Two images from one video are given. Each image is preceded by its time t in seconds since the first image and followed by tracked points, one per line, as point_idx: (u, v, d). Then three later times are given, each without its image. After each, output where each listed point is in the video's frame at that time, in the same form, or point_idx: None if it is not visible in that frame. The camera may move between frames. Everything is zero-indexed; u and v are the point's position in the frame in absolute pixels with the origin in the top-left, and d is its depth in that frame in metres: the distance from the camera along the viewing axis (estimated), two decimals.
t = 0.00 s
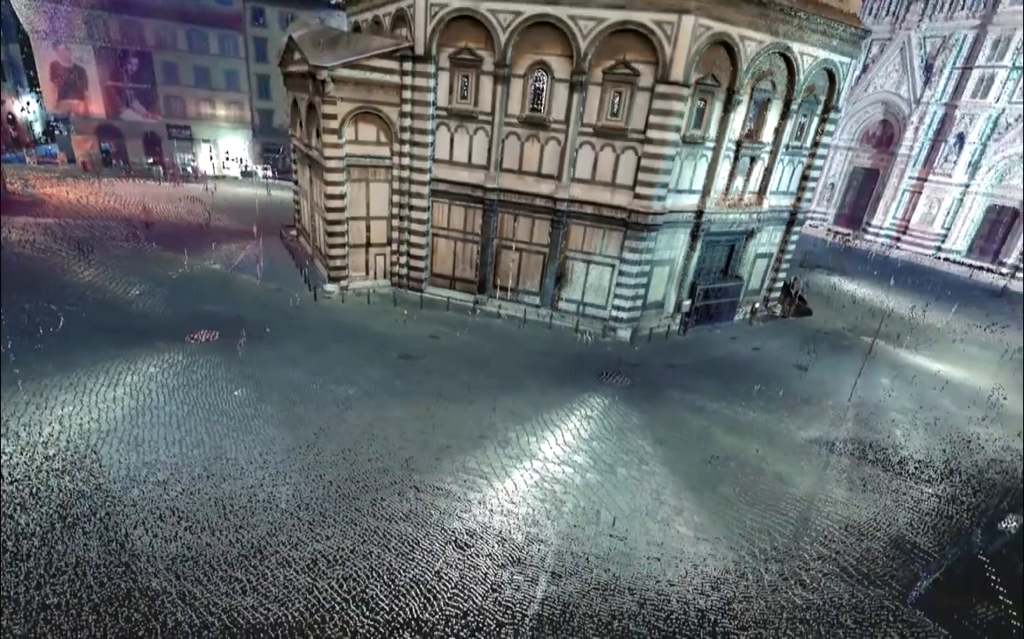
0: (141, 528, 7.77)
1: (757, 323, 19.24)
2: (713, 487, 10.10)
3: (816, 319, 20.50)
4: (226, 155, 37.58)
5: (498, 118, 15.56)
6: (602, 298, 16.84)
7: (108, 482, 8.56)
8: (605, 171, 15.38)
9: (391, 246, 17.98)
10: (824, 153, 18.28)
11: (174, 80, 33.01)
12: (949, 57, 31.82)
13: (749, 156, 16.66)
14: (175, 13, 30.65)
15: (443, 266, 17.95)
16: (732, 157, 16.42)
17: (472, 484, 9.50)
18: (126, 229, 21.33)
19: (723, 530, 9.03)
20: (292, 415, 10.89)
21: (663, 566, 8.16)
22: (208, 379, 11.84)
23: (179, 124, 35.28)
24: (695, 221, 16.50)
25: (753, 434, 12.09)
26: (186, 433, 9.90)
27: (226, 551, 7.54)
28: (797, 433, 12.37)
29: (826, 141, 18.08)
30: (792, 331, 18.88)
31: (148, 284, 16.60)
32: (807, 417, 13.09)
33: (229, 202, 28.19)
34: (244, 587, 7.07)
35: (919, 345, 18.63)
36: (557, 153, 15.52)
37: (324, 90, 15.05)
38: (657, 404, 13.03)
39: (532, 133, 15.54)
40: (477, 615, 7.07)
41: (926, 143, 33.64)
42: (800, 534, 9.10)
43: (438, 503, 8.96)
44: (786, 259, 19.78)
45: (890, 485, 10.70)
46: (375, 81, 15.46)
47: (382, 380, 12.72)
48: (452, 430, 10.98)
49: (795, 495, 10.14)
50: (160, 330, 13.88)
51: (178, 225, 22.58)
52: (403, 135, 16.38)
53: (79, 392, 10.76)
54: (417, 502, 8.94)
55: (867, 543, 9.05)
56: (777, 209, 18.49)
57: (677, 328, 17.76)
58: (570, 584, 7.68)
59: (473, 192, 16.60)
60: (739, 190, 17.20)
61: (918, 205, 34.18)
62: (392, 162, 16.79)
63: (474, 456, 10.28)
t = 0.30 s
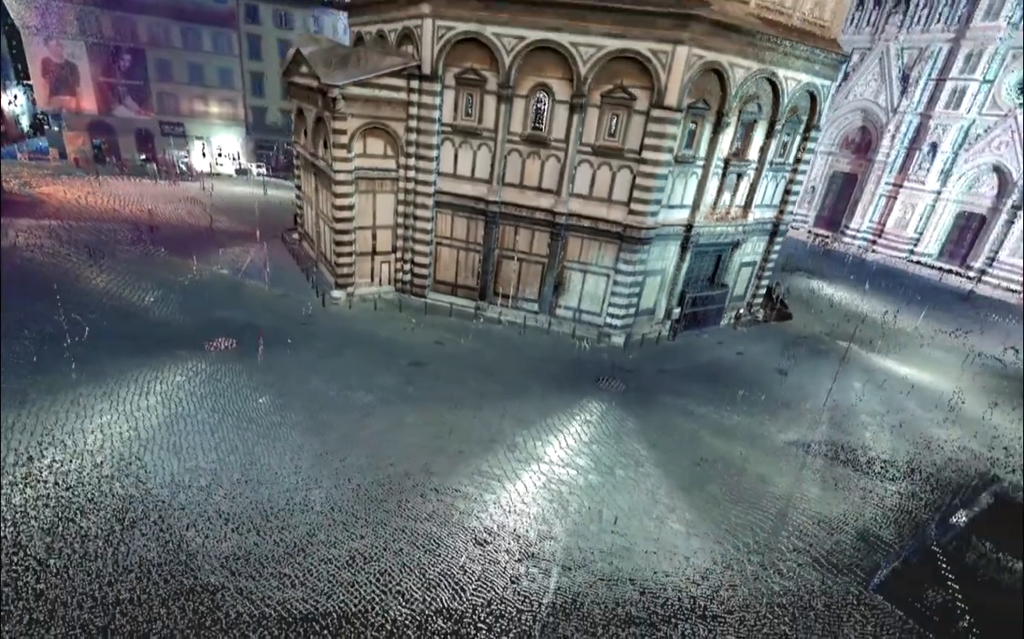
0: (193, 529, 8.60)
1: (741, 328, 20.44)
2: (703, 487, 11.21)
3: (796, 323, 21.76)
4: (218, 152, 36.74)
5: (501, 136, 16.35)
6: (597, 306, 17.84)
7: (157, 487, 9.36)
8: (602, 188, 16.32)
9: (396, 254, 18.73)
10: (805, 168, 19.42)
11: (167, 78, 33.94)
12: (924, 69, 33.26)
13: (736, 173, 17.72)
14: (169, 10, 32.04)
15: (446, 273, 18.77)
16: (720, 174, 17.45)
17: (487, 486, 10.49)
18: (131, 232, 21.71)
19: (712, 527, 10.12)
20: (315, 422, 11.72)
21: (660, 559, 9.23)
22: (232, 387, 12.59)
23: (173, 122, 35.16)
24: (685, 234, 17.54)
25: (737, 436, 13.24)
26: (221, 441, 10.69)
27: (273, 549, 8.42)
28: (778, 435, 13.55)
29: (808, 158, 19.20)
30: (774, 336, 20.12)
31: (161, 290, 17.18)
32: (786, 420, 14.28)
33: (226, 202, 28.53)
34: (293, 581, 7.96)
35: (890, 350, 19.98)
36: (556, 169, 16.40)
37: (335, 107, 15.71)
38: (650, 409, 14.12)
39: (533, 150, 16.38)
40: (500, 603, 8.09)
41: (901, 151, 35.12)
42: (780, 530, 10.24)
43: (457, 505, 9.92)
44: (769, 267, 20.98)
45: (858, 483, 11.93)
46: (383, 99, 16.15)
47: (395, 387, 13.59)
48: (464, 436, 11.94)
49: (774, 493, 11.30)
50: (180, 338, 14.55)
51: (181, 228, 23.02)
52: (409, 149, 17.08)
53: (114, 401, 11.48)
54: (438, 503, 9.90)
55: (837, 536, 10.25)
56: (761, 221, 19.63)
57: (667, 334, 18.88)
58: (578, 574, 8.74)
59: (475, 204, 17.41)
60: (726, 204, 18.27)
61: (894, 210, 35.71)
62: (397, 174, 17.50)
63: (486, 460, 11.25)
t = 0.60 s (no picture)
0: (235, 530, 9.49)
1: (726, 333, 21.66)
2: (691, 487, 12.35)
3: (776, 328, 23.05)
4: (213, 153, 37.04)
5: (503, 153, 17.22)
6: (592, 313, 18.88)
7: (197, 491, 10.22)
8: (599, 204, 17.31)
9: (400, 262, 19.55)
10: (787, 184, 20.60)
11: (162, 76, 34.10)
12: (902, 80, 34.76)
13: (724, 189, 18.82)
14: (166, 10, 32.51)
15: (448, 281, 19.64)
16: (709, 190, 18.53)
17: (497, 488, 11.52)
18: (138, 237, 22.24)
19: (700, 523, 11.27)
20: (334, 428, 12.61)
21: (654, 552, 10.36)
22: (253, 395, 13.42)
23: (166, 120, 35.20)
24: (675, 246, 18.63)
25: (722, 439, 14.42)
26: (250, 447, 11.54)
27: (310, 547, 9.36)
28: (759, 437, 14.76)
29: (790, 174, 20.36)
30: (757, 341, 21.38)
31: (174, 298, 17.83)
32: (767, 423, 15.50)
33: (226, 204, 28.99)
34: (330, 576, 8.92)
35: (863, 354, 21.34)
36: (556, 186, 17.35)
37: (345, 125, 16.45)
38: (643, 413, 15.24)
39: (533, 167, 17.29)
40: (514, 593, 9.16)
41: (879, 158, 36.53)
42: (759, 525, 11.44)
43: (471, 506, 10.94)
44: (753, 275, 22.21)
45: (830, 482, 13.20)
46: (391, 116, 16.91)
47: (406, 394, 14.50)
48: (474, 441, 12.94)
49: (755, 492, 12.50)
50: (198, 345, 15.28)
51: (187, 233, 23.57)
52: (415, 163, 17.88)
53: (146, 409, 12.26)
54: (454, 504, 10.91)
55: (810, 530, 11.48)
56: (746, 233, 20.80)
57: (657, 340, 20.01)
58: (582, 567, 9.84)
59: (478, 217, 18.28)
60: (713, 218, 19.38)
61: (871, 215, 37.21)
62: (403, 187, 18.30)
63: (495, 464, 12.27)
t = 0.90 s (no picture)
0: (269, 530, 10.45)
1: (711, 339, 22.88)
2: (679, 486, 13.55)
3: (759, 333, 24.37)
4: (211, 153, 37.39)
5: (504, 169, 18.15)
6: (586, 321, 19.95)
7: (231, 494, 11.14)
8: (594, 218, 18.35)
9: (404, 271, 20.43)
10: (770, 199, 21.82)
11: (160, 77, 34.37)
12: (881, 92, 36.17)
13: (711, 204, 19.94)
14: (164, 11, 32.09)
15: (450, 289, 20.56)
16: (697, 206, 19.64)
17: (503, 490, 12.58)
18: (144, 242, 22.83)
19: (687, 521, 12.46)
20: (350, 435, 13.53)
21: (647, 548, 11.51)
22: (271, 402, 14.28)
23: (163, 121, 35.81)
24: (665, 258, 19.78)
25: (707, 442, 15.64)
26: (275, 452, 12.45)
27: (338, 545, 10.36)
28: (741, 440, 16.01)
29: (773, 189, 21.54)
30: (740, 346, 22.64)
31: (187, 305, 18.54)
32: (748, 426, 16.74)
33: (227, 207, 29.52)
34: (358, 571, 9.94)
35: (839, 359, 22.72)
36: (553, 201, 18.35)
37: (354, 142, 17.26)
38: (634, 417, 16.40)
39: (533, 183, 18.27)
40: (522, 584, 10.27)
41: (858, 166, 37.96)
42: (740, 522, 12.66)
43: (481, 506, 12.00)
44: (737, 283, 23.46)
45: (804, 481, 14.48)
46: (397, 134, 17.75)
47: (414, 400, 15.46)
48: (479, 446, 13.97)
49: (736, 491, 13.72)
50: (215, 353, 16.03)
51: (192, 238, 24.20)
52: (419, 178, 18.72)
53: (174, 416, 13.11)
54: (464, 505, 11.95)
55: (784, 525, 12.75)
56: (731, 244, 21.99)
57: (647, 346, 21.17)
58: (582, 562, 10.96)
59: (479, 229, 19.21)
60: (701, 231, 20.53)
61: (851, 221, 38.68)
62: (408, 200, 19.14)
63: (500, 467, 13.34)
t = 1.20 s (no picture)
0: (292, 530, 11.31)
1: (699, 344, 23.96)
2: (669, 487, 14.59)
3: (744, 338, 25.51)
4: (208, 151, 38.30)
5: (504, 184, 18.99)
6: (581, 328, 20.89)
7: (255, 497, 11.97)
8: (590, 231, 19.27)
9: (406, 279, 21.22)
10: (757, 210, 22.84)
11: (159, 80, 33.42)
12: (864, 102, 37.42)
13: (701, 217, 20.97)
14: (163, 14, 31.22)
15: (451, 297, 21.40)
16: (687, 219, 20.62)
17: (506, 492, 13.53)
18: (151, 249, 23.38)
19: (676, 519, 13.49)
20: (361, 440, 14.38)
21: (639, 544, 12.53)
22: (285, 409, 15.07)
23: (162, 122, 35.40)
24: (656, 268, 20.76)
25: (695, 444, 16.69)
26: (292, 457, 13.27)
27: (357, 544, 11.26)
28: (727, 442, 17.06)
29: (759, 202, 22.58)
30: (727, 351, 23.74)
31: (197, 313, 19.17)
32: (734, 429, 17.83)
33: (228, 211, 30.03)
34: (376, 567, 10.84)
35: (820, 363, 23.91)
36: (551, 214, 19.24)
37: (361, 157, 17.97)
38: (627, 421, 17.40)
39: (531, 197, 19.13)
40: (527, 579, 11.22)
41: (842, 174, 39.20)
42: (725, 519, 13.71)
43: (486, 507, 12.95)
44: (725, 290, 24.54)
45: (784, 481, 15.58)
46: (402, 149, 18.50)
47: (419, 406, 16.33)
48: (483, 450, 14.89)
49: (721, 490, 14.78)
50: (229, 361, 16.75)
51: (196, 244, 24.81)
52: (423, 190, 19.50)
53: (195, 422, 13.89)
54: (471, 505, 12.89)
55: (765, 523, 13.82)
56: (719, 254, 23.03)
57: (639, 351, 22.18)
58: (580, 557, 11.95)
59: (479, 240, 20.04)
60: (691, 242, 21.54)
61: (834, 226, 39.95)
62: (411, 211, 19.93)
63: (502, 470, 14.29)
